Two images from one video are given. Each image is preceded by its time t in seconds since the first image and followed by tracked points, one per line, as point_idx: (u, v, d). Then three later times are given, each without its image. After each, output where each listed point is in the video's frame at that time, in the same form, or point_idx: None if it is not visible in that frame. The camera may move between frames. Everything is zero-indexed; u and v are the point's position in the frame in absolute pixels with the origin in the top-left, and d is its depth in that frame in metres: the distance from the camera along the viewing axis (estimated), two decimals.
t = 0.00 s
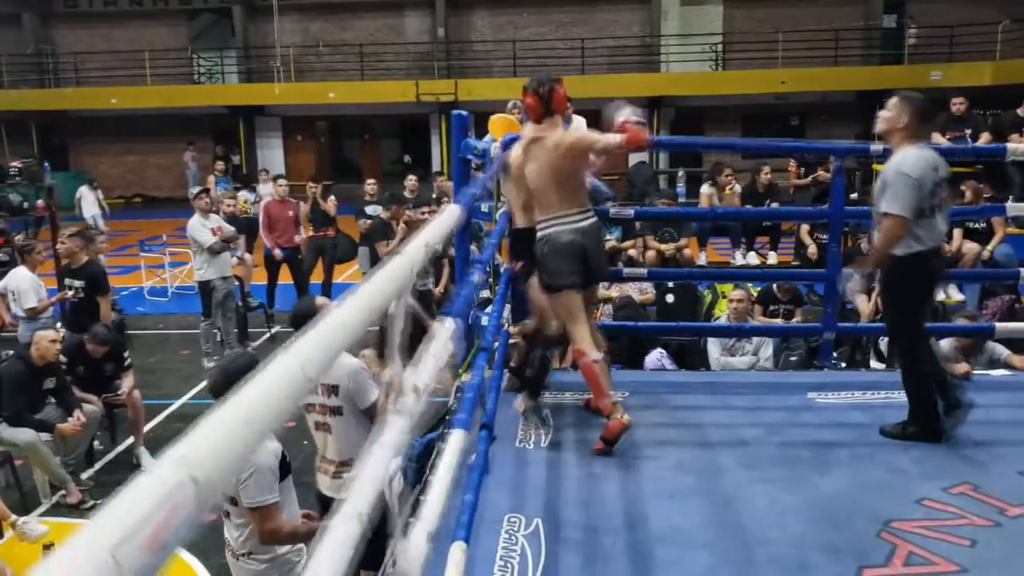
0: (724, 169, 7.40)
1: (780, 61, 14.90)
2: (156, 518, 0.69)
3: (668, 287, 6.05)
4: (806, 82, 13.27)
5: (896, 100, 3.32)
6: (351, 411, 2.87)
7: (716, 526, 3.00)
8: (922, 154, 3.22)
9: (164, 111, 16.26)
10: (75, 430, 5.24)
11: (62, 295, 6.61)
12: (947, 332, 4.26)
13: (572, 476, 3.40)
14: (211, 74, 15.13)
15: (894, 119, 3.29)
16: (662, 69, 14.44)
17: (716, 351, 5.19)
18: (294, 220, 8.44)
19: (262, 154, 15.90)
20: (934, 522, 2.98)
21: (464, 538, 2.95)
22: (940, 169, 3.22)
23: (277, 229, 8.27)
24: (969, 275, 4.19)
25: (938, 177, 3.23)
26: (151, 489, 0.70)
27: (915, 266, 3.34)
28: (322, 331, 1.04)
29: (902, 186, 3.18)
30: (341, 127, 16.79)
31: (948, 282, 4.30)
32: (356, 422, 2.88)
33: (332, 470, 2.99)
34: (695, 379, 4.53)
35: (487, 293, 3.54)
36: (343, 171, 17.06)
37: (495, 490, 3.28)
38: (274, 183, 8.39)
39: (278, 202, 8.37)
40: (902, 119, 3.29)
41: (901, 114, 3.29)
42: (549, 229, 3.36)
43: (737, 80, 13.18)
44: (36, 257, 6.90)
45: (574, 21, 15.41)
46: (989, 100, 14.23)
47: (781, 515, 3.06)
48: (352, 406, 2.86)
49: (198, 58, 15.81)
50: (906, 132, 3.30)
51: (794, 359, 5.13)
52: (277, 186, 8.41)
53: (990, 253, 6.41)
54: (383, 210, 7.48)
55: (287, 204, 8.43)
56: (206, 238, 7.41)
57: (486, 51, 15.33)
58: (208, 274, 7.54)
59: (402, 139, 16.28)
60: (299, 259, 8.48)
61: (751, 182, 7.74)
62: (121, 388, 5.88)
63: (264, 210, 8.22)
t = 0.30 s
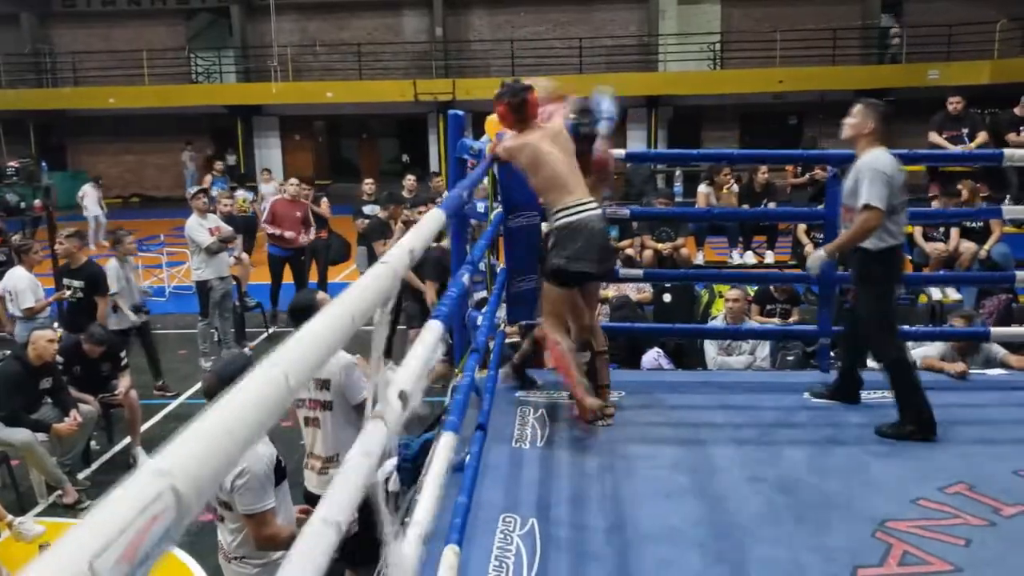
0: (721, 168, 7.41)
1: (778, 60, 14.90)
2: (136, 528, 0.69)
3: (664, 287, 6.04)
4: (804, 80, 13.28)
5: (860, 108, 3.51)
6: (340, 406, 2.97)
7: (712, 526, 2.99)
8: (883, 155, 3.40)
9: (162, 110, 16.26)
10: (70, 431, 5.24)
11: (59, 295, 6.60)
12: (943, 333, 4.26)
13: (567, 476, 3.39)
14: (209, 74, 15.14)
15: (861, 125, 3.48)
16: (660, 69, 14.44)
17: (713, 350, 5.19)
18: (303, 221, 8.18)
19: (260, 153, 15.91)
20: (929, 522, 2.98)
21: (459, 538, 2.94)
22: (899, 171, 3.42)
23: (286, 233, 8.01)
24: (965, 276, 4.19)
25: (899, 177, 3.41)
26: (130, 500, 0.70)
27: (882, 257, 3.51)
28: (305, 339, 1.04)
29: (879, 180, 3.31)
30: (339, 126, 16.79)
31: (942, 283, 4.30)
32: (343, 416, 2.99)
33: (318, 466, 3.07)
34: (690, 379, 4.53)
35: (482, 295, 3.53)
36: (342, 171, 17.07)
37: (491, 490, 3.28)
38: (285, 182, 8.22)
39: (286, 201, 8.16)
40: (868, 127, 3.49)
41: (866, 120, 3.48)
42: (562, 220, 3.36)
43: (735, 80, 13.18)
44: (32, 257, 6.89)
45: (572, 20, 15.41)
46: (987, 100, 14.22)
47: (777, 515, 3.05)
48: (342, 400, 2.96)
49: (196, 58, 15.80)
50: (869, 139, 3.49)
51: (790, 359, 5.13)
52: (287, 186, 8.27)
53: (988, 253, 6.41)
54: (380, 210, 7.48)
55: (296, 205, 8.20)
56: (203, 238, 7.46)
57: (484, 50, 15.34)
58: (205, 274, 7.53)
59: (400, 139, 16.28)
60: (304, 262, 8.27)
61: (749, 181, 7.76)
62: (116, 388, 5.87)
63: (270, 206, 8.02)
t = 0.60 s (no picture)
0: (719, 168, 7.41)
1: (776, 60, 14.91)
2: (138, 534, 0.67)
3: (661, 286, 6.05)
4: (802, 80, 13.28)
5: (837, 99, 3.50)
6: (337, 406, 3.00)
7: (708, 525, 2.99)
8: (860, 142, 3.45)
9: (160, 110, 16.25)
10: (68, 431, 5.23)
11: (58, 295, 6.59)
12: (939, 332, 4.26)
13: (565, 476, 3.39)
14: (207, 73, 15.13)
15: (840, 116, 3.47)
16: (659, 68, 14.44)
17: (710, 349, 5.21)
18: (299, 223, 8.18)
19: (259, 153, 15.91)
20: (925, 522, 2.98)
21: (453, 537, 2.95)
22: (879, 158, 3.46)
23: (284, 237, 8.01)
24: (960, 275, 4.19)
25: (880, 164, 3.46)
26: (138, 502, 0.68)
27: (871, 243, 3.56)
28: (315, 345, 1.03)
29: (867, 169, 3.38)
30: (338, 126, 16.80)
31: (936, 280, 4.30)
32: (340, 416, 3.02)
33: (315, 466, 3.10)
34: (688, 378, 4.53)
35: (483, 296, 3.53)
36: (341, 171, 17.08)
37: (487, 490, 3.28)
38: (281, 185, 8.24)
39: (281, 204, 8.15)
40: (846, 114, 3.48)
41: (845, 110, 3.48)
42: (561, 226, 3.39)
43: (734, 79, 13.17)
44: (30, 256, 6.87)
45: (570, 20, 15.41)
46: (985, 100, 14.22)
47: (772, 515, 3.05)
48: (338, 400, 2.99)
49: (194, 57, 15.78)
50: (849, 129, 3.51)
51: (788, 358, 5.08)
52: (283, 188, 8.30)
53: (985, 252, 6.42)
54: (378, 210, 7.47)
55: (292, 206, 8.19)
56: (202, 237, 7.45)
57: (483, 50, 15.34)
58: (203, 273, 7.52)
59: (399, 138, 16.29)
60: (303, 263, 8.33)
61: (746, 181, 7.78)
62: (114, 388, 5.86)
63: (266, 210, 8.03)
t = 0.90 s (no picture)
0: (716, 167, 7.43)
1: (774, 60, 14.91)
2: (103, 547, 0.65)
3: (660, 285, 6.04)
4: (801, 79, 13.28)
5: (847, 102, 3.49)
6: (331, 407, 2.97)
7: (704, 525, 2.99)
8: (871, 150, 3.45)
9: (158, 109, 16.24)
10: (66, 429, 5.22)
11: (55, 294, 6.58)
12: (935, 332, 4.26)
13: (561, 476, 3.39)
14: (205, 72, 15.13)
15: (848, 120, 3.46)
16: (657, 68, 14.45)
17: (706, 350, 5.21)
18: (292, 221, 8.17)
19: (257, 152, 15.91)
20: (921, 521, 2.98)
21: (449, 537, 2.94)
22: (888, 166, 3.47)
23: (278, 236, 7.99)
24: (956, 274, 4.19)
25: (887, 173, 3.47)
26: (100, 517, 0.67)
27: (870, 249, 3.56)
28: (302, 349, 1.02)
29: (870, 181, 3.37)
30: (336, 125, 16.80)
31: (934, 279, 4.30)
32: (334, 416, 2.99)
33: (309, 465, 3.08)
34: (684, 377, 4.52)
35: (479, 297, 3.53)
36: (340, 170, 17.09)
37: (483, 490, 3.27)
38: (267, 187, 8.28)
39: (270, 205, 8.16)
40: (856, 120, 3.46)
41: (853, 114, 3.47)
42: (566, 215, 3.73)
43: (732, 78, 13.17)
44: (27, 255, 6.85)
45: (569, 19, 15.41)
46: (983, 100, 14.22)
47: (767, 515, 3.05)
48: (331, 400, 2.95)
49: (192, 56, 15.78)
50: (858, 135, 3.50)
51: (784, 358, 5.15)
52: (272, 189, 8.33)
53: (983, 251, 6.43)
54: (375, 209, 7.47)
55: (281, 206, 8.18)
56: (199, 237, 7.48)
57: (481, 49, 15.34)
58: (200, 273, 7.52)
59: (397, 138, 16.29)
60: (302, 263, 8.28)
61: (744, 180, 7.78)
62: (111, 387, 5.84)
63: (256, 211, 8.06)
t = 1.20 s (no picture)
0: (712, 166, 7.43)
1: (771, 59, 14.91)
2: (80, 499, 0.66)
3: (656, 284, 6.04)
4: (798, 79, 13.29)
5: (858, 104, 3.48)
6: (320, 408, 2.97)
7: (700, 523, 2.99)
8: (880, 153, 3.44)
9: (156, 109, 16.24)
10: (64, 428, 5.23)
11: (51, 294, 6.59)
12: (929, 329, 4.26)
13: (556, 474, 3.39)
14: (202, 72, 15.14)
15: (856, 121, 3.48)
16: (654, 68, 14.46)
17: (703, 349, 5.11)
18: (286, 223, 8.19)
19: (255, 152, 15.92)
20: (915, 520, 2.98)
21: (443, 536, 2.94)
22: (899, 170, 3.46)
23: (273, 235, 7.99)
24: (948, 271, 4.18)
25: (898, 176, 3.46)
26: (79, 468, 0.67)
27: (881, 260, 3.53)
28: (285, 325, 1.03)
29: (861, 188, 3.35)
30: (334, 125, 16.81)
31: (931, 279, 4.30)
32: (325, 418, 2.99)
33: (301, 467, 3.07)
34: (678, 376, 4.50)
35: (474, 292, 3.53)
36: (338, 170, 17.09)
37: (479, 489, 3.27)
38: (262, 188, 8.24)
39: (263, 206, 8.12)
40: (863, 124, 3.49)
41: (862, 116, 3.47)
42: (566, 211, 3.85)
43: (729, 78, 13.17)
44: (23, 255, 6.86)
45: (566, 19, 15.41)
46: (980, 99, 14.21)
47: (762, 514, 3.05)
48: (321, 403, 2.96)
49: (189, 56, 15.79)
50: (867, 136, 3.49)
51: (781, 358, 5.15)
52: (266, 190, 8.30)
53: (979, 250, 6.44)
54: (371, 208, 7.47)
55: (274, 207, 8.13)
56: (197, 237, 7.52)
57: (478, 49, 15.35)
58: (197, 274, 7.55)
59: (395, 138, 16.29)
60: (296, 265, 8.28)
61: (740, 179, 7.79)
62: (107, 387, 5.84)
63: (249, 212, 8.03)
